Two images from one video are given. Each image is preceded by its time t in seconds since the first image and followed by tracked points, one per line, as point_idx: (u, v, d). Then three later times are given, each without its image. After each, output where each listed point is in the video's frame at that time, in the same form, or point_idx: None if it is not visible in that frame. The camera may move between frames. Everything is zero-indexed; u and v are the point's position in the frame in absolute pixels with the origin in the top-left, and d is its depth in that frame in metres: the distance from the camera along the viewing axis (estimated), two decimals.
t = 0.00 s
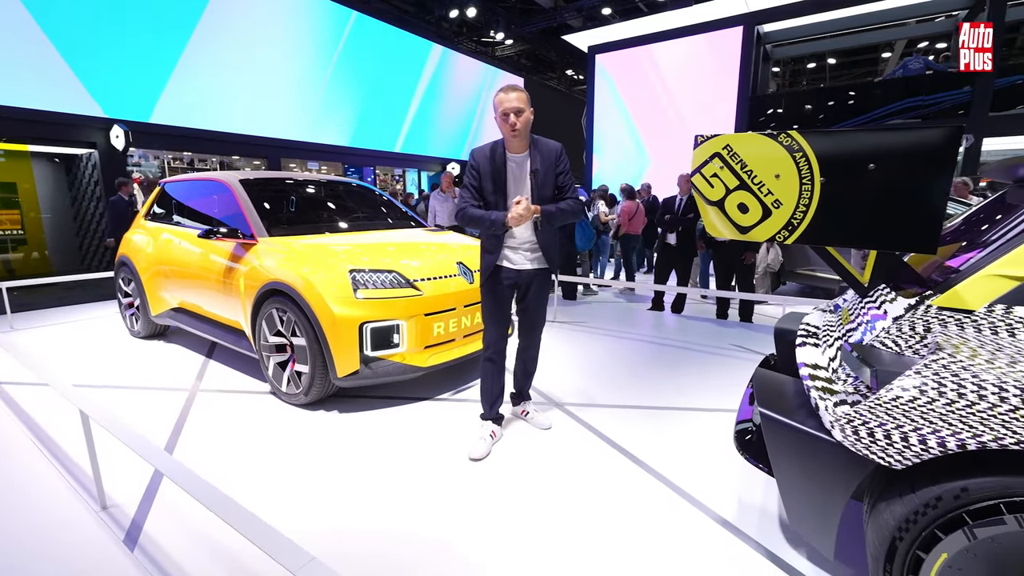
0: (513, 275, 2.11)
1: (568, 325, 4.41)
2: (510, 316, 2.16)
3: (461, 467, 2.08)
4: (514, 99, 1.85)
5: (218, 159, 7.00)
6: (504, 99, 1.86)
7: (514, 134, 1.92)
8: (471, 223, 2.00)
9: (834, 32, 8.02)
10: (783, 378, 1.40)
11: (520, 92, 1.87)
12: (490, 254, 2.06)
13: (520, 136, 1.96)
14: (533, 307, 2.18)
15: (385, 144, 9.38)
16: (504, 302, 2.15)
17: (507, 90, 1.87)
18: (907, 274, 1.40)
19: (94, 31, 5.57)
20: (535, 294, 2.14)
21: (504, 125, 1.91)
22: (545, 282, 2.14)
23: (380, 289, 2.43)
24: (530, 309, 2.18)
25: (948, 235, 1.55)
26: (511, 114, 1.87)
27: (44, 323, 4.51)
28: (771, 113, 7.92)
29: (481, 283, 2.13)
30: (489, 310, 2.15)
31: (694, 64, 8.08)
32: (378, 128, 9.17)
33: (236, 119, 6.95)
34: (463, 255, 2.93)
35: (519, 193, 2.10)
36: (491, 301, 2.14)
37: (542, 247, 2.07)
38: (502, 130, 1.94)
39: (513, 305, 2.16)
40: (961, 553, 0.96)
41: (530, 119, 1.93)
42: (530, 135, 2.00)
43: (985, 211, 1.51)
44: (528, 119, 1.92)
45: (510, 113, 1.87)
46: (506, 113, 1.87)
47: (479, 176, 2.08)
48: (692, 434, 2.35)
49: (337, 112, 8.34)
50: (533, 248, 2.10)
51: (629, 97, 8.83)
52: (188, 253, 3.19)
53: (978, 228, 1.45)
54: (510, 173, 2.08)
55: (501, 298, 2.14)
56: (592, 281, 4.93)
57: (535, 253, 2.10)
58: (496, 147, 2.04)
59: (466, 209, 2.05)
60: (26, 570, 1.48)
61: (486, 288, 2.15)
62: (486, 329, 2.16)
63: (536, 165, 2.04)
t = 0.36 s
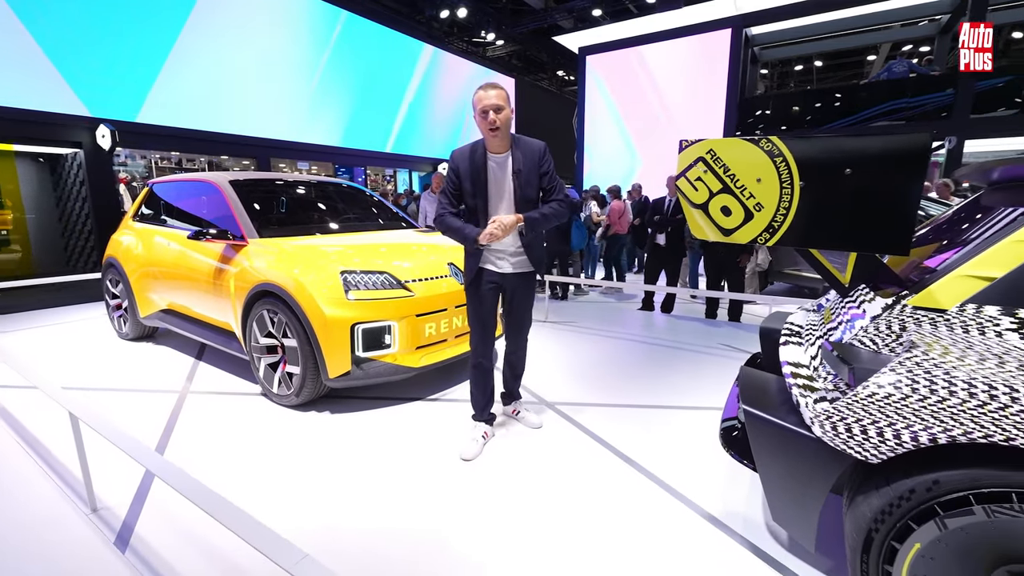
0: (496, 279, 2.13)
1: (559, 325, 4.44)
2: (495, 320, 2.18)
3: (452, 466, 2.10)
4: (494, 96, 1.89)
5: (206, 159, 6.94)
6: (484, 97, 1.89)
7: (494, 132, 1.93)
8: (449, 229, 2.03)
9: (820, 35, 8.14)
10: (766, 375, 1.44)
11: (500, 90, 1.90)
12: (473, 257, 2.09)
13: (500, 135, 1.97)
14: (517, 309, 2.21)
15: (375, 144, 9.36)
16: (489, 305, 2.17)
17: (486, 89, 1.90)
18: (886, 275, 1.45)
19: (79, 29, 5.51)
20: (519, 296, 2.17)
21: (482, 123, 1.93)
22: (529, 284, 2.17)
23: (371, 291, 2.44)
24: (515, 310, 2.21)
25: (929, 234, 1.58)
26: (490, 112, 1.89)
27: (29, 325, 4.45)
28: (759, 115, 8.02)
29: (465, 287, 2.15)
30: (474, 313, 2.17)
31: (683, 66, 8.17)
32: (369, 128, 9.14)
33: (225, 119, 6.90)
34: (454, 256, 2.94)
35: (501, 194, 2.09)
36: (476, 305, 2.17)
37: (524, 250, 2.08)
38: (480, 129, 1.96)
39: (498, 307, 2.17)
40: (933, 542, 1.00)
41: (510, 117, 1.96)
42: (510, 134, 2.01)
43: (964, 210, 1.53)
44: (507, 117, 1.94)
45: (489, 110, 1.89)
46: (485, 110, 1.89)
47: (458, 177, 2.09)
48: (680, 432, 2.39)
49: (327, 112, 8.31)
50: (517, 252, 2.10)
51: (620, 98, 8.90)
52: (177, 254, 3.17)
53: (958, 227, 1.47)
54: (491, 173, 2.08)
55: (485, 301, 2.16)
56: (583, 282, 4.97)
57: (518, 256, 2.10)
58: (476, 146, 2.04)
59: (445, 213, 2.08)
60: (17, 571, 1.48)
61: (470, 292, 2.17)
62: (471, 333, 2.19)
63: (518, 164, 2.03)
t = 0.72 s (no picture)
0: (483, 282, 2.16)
1: (552, 325, 4.47)
2: (484, 324, 2.19)
3: (447, 466, 2.12)
4: (477, 101, 1.87)
5: (199, 159, 6.90)
6: (467, 102, 1.87)
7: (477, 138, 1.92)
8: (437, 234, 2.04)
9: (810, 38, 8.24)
10: (752, 373, 1.47)
11: (483, 95, 1.88)
12: (459, 262, 2.10)
13: (484, 140, 1.96)
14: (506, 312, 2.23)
15: (369, 145, 9.35)
16: (478, 309, 2.19)
17: (469, 93, 1.88)
18: (869, 276, 1.55)
19: (69, 29, 5.47)
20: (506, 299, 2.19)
21: (466, 128, 1.91)
22: (518, 286, 2.19)
23: (366, 292, 2.46)
24: (504, 312, 2.23)
25: (916, 235, 1.63)
26: (474, 117, 1.88)
27: (20, 327, 4.42)
28: (751, 116, 8.09)
29: (454, 291, 2.18)
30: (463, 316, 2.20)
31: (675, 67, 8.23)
32: (362, 129, 9.13)
33: (217, 119, 6.87)
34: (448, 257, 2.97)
35: (486, 197, 2.10)
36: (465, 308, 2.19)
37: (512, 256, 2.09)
38: (464, 134, 1.94)
39: (487, 309, 2.19)
40: (911, 534, 1.04)
41: (494, 121, 1.95)
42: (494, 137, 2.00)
43: (951, 210, 1.56)
44: (491, 122, 1.93)
45: (472, 116, 1.88)
46: (469, 116, 1.88)
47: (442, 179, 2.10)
48: (672, 431, 2.42)
49: (320, 112, 8.29)
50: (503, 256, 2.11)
51: (613, 99, 8.95)
52: (169, 256, 3.17)
53: (945, 225, 1.51)
54: (475, 178, 2.09)
55: (473, 304, 2.18)
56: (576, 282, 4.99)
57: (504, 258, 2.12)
58: (460, 150, 2.05)
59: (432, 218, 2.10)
60: (12, 572, 1.49)
61: (459, 295, 2.19)
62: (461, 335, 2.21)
63: (504, 169, 2.04)
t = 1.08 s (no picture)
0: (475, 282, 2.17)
1: (549, 325, 4.49)
2: (478, 325, 2.20)
3: (443, 465, 2.14)
4: (467, 104, 1.88)
5: (194, 159, 6.86)
6: (456, 104, 1.88)
7: (467, 141, 1.93)
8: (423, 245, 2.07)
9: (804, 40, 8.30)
10: (745, 372, 1.50)
11: (473, 97, 1.89)
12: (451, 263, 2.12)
13: (474, 143, 1.97)
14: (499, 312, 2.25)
15: (365, 145, 9.32)
16: (471, 309, 2.20)
17: (459, 95, 1.88)
18: (859, 276, 1.58)
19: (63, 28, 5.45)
20: (499, 299, 2.21)
21: (456, 130, 1.92)
22: (510, 287, 2.20)
23: (363, 292, 2.48)
24: (498, 313, 2.25)
25: (904, 237, 1.64)
26: (463, 120, 1.88)
27: (14, 328, 4.40)
28: (746, 117, 8.13)
29: (447, 293, 2.19)
30: (456, 317, 2.20)
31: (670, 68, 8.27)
32: (358, 129, 9.11)
33: (212, 118, 6.85)
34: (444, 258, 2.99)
35: (477, 199, 2.11)
36: (458, 309, 2.20)
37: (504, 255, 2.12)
38: (454, 137, 1.94)
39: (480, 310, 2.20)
40: (897, 529, 1.07)
41: (483, 123, 1.96)
42: (484, 139, 2.01)
43: (941, 210, 1.57)
44: (481, 124, 1.93)
45: (462, 119, 1.89)
46: (459, 119, 1.88)
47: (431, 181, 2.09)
48: (667, 429, 2.45)
49: (316, 112, 8.27)
50: (495, 256, 2.15)
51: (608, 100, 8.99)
52: (166, 256, 3.17)
53: (936, 224, 1.52)
54: (466, 179, 2.09)
55: (466, 304, 2.20)
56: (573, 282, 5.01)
57: (495, 258, 2.14)
58: (449, 152, 2.04)
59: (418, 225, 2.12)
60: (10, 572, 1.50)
61: (452, 296, 2.20)
62: (454, 335, 2.21)
63: (494, 171, 2.05)
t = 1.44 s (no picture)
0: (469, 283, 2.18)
1: (546, 324, 4.50)
2: (474, 325, 2.21)
3: (441, 464, 2.14)
4: (459, 104, 1.84)
5: (191, 159, 6.86)
6: (448, 104, 1.84)
7: (460, 141, 1.91)
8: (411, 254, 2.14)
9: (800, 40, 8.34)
10: (741, 372, 1.51)
11: (466, 97, 1.85)
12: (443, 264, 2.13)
13: (468, 143, 1.94)
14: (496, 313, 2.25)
15: (363, 145, 9.34)
16: (466, 309, 2.21)
17: (451, 95, 1.84)
18: (853, 276, 1.59)
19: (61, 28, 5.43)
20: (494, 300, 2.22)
21: (449, 131, 1.89)
22: (506, 287, 2.21)
23: (361, 292, 2.48)
24: (494, 314, 2.25)
25: (899, 237, 1.65)
26: (456, 121, 1.85)
27: (11, 328, 4.39)
28: (743, 117, 8.16)
29: (441, 293, 2.21)
30: (451, 317, 2.21)
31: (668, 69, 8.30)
32: (355, 129, 9.10)
33: (210, 118, 6.84)
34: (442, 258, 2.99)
35: (470, 200, 2.10)
36: (453, 310, 2.21)
37: (500, 257, 2.13)
38: (447, 137, 1.92)
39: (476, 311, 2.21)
40: (891, 527, 1.08)
41: (476, 123, 1.93)
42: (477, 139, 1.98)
43: (936, 210, 1.59)
44: (474, 125, 1.91)
45: (455, 119, 1.85)
46: (451, 119, 1.85)
47: (423, 181, 2.07)
48: (663, 428, 2.46)
49: (314, 112, 8.26)
50: (490, 258, 2.15)
51: (606, 100, 9.01)
52: (163, 256, 3.17)
53: (931, 224, 1.53)
54: (458, 179, 2.09)
55: (461, 304, 2.20)
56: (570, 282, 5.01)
57: (490, 258, 2.14)
58: (440, 152, 2.04)
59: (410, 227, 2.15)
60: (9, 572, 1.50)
61: (447, 296, 2.21)
62: (450, 334, 2.22)
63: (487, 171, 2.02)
